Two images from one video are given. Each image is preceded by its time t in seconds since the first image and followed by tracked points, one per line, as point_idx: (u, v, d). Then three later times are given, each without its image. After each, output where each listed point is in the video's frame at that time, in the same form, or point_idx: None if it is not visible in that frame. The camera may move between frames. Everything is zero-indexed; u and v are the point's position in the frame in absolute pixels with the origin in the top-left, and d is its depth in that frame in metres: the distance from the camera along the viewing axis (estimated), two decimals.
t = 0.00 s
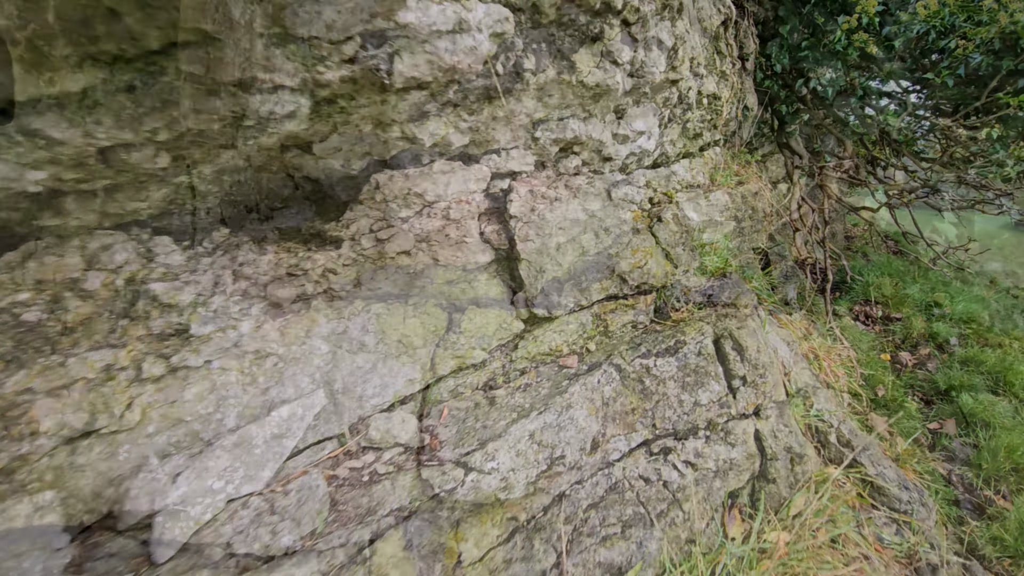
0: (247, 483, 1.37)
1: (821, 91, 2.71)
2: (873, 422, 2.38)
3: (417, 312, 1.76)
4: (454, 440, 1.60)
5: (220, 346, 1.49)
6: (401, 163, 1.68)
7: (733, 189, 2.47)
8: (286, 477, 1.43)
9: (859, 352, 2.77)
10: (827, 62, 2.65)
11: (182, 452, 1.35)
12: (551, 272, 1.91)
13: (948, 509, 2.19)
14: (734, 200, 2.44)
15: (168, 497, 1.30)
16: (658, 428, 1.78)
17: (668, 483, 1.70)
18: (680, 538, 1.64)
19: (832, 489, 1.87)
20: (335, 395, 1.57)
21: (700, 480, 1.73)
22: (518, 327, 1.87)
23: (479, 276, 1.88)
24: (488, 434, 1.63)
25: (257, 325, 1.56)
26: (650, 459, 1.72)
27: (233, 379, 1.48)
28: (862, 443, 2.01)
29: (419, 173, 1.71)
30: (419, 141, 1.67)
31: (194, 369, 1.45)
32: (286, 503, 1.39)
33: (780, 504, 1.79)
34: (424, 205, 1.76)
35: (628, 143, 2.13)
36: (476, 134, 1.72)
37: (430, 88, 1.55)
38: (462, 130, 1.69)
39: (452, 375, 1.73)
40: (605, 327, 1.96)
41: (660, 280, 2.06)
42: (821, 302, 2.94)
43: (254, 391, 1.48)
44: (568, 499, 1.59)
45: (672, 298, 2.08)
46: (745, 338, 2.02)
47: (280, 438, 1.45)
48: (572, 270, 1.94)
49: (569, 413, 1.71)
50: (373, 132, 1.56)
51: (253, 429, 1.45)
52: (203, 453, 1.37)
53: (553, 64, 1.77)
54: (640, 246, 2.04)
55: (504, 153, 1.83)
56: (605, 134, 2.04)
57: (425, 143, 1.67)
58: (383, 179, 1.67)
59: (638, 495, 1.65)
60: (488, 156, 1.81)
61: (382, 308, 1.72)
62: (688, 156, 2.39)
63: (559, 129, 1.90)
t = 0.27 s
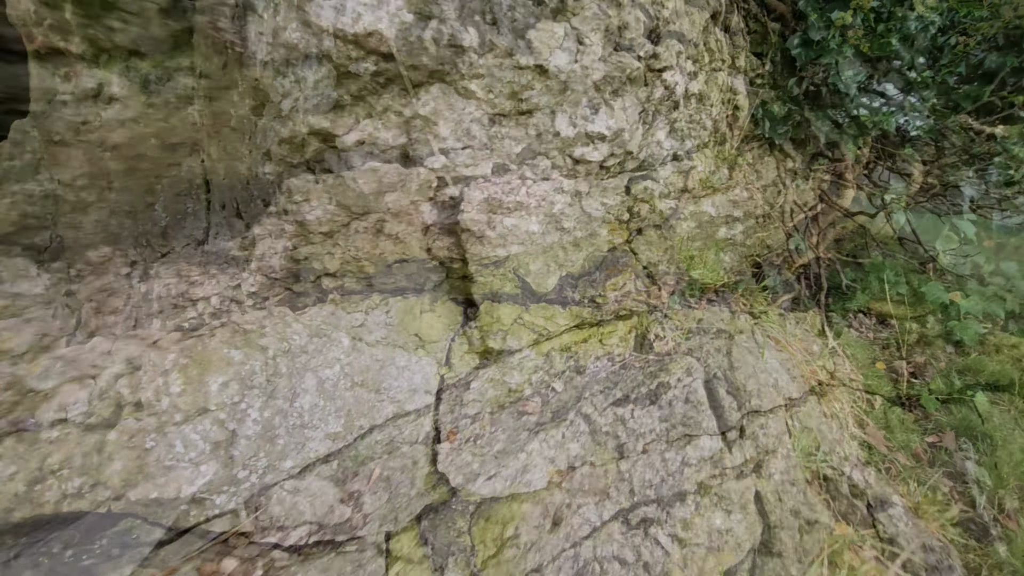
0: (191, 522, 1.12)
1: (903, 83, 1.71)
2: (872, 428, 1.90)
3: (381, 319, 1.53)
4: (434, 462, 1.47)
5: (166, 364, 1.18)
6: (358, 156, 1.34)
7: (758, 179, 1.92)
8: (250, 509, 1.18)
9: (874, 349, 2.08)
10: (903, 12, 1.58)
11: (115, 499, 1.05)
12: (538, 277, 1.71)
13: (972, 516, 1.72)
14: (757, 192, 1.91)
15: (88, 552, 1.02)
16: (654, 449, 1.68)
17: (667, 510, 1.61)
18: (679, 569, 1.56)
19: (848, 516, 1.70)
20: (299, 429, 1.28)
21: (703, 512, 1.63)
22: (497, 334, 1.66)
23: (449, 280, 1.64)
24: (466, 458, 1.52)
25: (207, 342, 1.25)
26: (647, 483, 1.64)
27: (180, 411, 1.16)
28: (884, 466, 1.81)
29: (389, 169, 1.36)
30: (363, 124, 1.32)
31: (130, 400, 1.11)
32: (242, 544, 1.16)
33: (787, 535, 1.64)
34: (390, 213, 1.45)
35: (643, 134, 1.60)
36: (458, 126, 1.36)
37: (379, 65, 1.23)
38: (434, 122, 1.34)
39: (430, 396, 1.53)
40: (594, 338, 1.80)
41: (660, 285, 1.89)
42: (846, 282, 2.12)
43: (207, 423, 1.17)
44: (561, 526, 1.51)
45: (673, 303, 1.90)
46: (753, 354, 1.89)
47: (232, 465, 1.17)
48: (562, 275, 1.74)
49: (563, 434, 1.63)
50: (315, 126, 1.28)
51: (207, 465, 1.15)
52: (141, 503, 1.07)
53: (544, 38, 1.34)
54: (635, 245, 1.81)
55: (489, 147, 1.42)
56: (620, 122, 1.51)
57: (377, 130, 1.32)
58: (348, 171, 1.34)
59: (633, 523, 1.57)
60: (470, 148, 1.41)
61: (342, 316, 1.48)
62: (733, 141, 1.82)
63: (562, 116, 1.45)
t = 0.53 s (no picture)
0: (221, 511, 1.10)
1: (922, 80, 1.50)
2: (888, 425, 1.87)
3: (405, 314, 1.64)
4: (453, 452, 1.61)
5: (196, 354, 1.15)
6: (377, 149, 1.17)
7: (781, 176, 1.55)
8: (277, 497, 1.16)
9: (888, 346, 2.01)
10: (924, 6, 1.41)
11: (146, 487, 1.05)
12: (554, 272, 1.76)
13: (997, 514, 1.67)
14: (779, 192, 1.56)
15: (124, 536, 1.04)
16: (668, 444, 1.73)
17: (681, 504, 1.67)
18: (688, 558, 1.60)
19: (869, 515, 1.68)
20: (321, 420, 1.23)
21: (718, 507, 1.67)
22: (512, 329, 1.74)
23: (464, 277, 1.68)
24: (483, 448, 1.62)
25: (241, 334, 1.21)
26: (660, 476, 1.69)
27: (211, 400, 1.12)
28: (902, 462, 1.80)
29: (412, 164, 1.17)
30: (384, 117, 1.15)
31: (160, 388, 1.10)
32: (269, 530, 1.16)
33: (803, 530, 1.64)
34: (397, 197, 1.33)
35: (665, 136, 1.27)
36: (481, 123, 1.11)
37: (403, 60, 1.04)
38: (457, 119, 1.10)
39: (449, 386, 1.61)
40: (614, 335, 1.83)
41: (678, 280, 1.92)
42: (863, 279, 1.98)
43: (236, 414, 1.12)
44: (575, 518, 1.65)
45: (688, 299, 1.93)
46: (768, 350, 1.91)
47: (260, 454, 1.13)
48: (577, 273, 1.82)
49: (579, 428, 1.71)
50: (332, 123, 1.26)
51: (238, 454, 1.12)
52: (175, 491, 1.07)
53: (567, 33, 1.07)
54: (650, 241, 1.82)
55: (510, 146, 1.13)
56: (643, 117, 1.18)
57: (397, 126, 1.14)
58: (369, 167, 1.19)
59: (645, 515, 1.66)
60: (493, 142, 1.12)
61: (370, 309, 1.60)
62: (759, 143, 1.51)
63: (583, 111, 1.14)
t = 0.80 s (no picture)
0: (250, 500, 1.13)
1: (941, 77, 1.50)
2: (905, 426, 1.84)
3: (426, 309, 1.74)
4: (470, 448, 1.63)
5: (227, 347, 1.17)
6: (402, 146, 1.21)
7: (799, 174, 1.54)
8: (305, 489, 1.17)
9: (904, 345, 1.97)
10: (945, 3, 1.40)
11: (178, 476, 1.07)
12: (570, 269, 1.76)
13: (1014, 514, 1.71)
14: (797, 189, 1.55)
15: (157, 525, 1.06)
16: (683, 440, 1.74)
17: (696, 500, 1.67)
18: (705, 554, 1.61)
19: (884, 512, 1.69)
20: (343, 414, 1.25)
21: (734, 503, 1.66)
22: (528, 325, 1.80)
23: (478, 275, 1.74)
24: (500, 444, 1.64)
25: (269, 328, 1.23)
26: (675, 473, 1.70)
27: (241, 392, 1.14)
28: (919, 460, 1.78)
29: (435, 160, 1.18)
30: (410, 114, 1.18)
31: (190, 380, 1.13)
32: (297, 522, 1.16)
33: (820, 527, 1.65)
34: (419, 194, 1.35)
35: (688, 135, 1.26)
36: (505, 122, 1.11)
37: (430, 59, 1.06)
38: (481, 117, 1.11)
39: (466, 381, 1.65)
40: (629, 331, 1.86)
41: (693, 277, 1.93)
42: (877, 278, 1.94)
43: (267, 405, 1.14)
44: (590, 513, 1.66)
45: (703, 296, 1.94)
46: (783, 348, 1.91)
47: (289, 446, 1.15)
48: (592, 271, 1.85)
49: (594, 424, 1.72)
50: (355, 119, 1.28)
51: (266, 446, 1.13)
52: (206, 480, 1.09)
53: (590, 34, 1.08)
54: (665, 239, 1.82)
55: (532, 143, 1.13)
56: (664, 116, 1.18)
57: (422, 123, 1.17)
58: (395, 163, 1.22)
59: (659, 511, 1.67)
60: (516, 140, 1.12)
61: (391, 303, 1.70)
62: (777, 141, 1.50)
63: (606, 110, 1.15)
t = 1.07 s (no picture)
0: (273, 492, 1.14)
1: (957, 76, 1.51)
2: (918, 425, 1.84)
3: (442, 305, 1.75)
4: (484, 443, 1.65)
5: (250, 341, 1.17)
6: (421, 143, 1.22)
7: (815, 173, 1.54)
8: (326, 481, 1.19)
9: (917, 345, 1.97)
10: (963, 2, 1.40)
11: (203, 467, 1.09)
12: (582, 268, 1.77)
13: (1023, 512, 1.75)
14: (812, 188, 1.55)
15: (184, 515, 1.07)
16: (695, 438, 1.75)
17: (708, 497, 1.69)
18: (714, 549, 1.65)
19: (896, 511, 1.71)
20: (365, 408, 1.24)
21: (746, 501, 1.68)
22: (541, 323, 1.82)
23: (491, 272, 1.76)
24: (513, 440, 1.66)
25: (292, 321, 1.21)
26: (688, 470, 1.71)
27: (265, 385, 1.14)
28: (931, 459, 1.79)
29: (454, 158, 1.20)
30: (428, 112, 1.19)
31: (215, 373, 1.15)
32: (318, 513, 1.16)
33: (831, 524, 1.67)
34: (437, 192, 1.36)
35: (704, 133, 1.27)
36: (524, 120, 1.12)
37: (450, 58, 1.07)
38: (500, 115, 1.12)
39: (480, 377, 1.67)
40: (642, 329, 1.86)
41: (705, 276, 1.94)
42: (891, 277, 1.92)
43: (289, 398, 1.15)
44: (601, 509, 1.70)
45: (715, 295, 1.95)
46: (795, 347, 1.91)
47: (311, 439, 1.15)
48: (604, 269, 1.86)
49: (607, 421, 1.74)
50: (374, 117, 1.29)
51: (290, 438, 1.14)
52: (231, 472, 1.10)
53: (610, 32, 1.09)
54: (677, 238, 1.82)
55: (550, 141, 1.14)
56: (681, 114, 1.18)
57: (441, 121, 1.18)
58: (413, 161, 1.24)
59: (671, 507, 1.69)
60: (534, 138, 1.13)
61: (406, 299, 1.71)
62: (793, 140, 1.50)
63: (623, 109, 1.15)
